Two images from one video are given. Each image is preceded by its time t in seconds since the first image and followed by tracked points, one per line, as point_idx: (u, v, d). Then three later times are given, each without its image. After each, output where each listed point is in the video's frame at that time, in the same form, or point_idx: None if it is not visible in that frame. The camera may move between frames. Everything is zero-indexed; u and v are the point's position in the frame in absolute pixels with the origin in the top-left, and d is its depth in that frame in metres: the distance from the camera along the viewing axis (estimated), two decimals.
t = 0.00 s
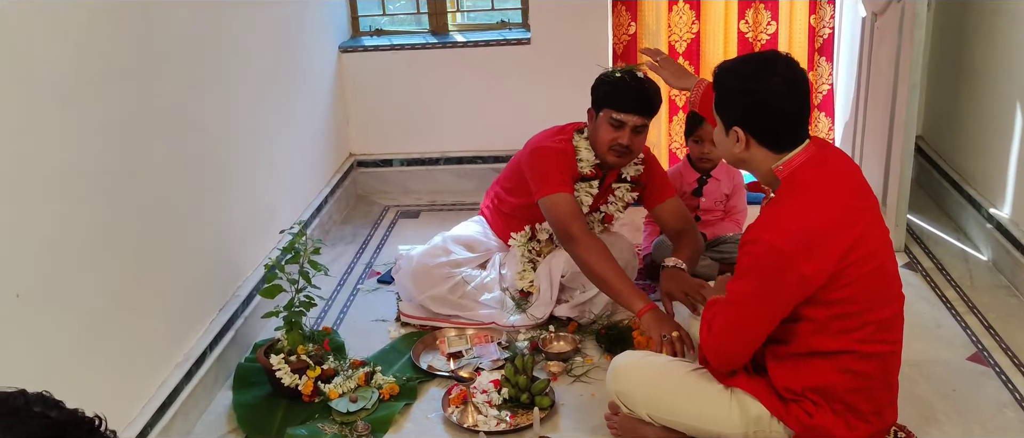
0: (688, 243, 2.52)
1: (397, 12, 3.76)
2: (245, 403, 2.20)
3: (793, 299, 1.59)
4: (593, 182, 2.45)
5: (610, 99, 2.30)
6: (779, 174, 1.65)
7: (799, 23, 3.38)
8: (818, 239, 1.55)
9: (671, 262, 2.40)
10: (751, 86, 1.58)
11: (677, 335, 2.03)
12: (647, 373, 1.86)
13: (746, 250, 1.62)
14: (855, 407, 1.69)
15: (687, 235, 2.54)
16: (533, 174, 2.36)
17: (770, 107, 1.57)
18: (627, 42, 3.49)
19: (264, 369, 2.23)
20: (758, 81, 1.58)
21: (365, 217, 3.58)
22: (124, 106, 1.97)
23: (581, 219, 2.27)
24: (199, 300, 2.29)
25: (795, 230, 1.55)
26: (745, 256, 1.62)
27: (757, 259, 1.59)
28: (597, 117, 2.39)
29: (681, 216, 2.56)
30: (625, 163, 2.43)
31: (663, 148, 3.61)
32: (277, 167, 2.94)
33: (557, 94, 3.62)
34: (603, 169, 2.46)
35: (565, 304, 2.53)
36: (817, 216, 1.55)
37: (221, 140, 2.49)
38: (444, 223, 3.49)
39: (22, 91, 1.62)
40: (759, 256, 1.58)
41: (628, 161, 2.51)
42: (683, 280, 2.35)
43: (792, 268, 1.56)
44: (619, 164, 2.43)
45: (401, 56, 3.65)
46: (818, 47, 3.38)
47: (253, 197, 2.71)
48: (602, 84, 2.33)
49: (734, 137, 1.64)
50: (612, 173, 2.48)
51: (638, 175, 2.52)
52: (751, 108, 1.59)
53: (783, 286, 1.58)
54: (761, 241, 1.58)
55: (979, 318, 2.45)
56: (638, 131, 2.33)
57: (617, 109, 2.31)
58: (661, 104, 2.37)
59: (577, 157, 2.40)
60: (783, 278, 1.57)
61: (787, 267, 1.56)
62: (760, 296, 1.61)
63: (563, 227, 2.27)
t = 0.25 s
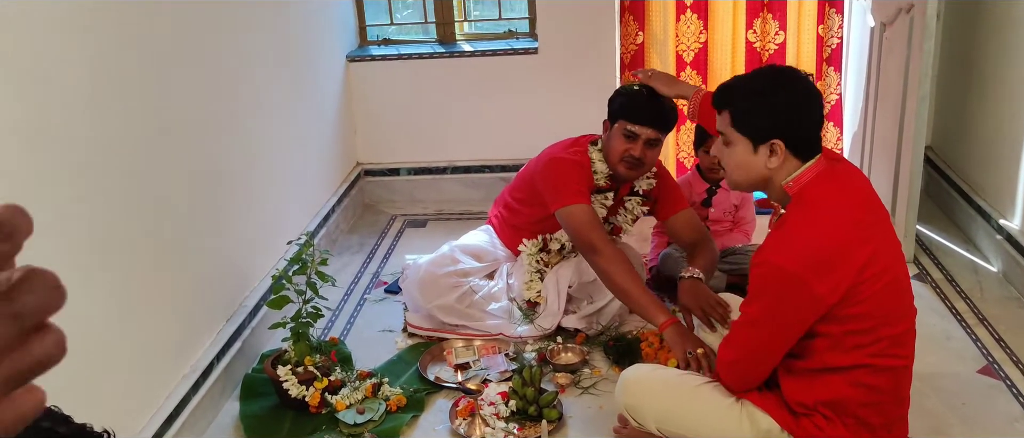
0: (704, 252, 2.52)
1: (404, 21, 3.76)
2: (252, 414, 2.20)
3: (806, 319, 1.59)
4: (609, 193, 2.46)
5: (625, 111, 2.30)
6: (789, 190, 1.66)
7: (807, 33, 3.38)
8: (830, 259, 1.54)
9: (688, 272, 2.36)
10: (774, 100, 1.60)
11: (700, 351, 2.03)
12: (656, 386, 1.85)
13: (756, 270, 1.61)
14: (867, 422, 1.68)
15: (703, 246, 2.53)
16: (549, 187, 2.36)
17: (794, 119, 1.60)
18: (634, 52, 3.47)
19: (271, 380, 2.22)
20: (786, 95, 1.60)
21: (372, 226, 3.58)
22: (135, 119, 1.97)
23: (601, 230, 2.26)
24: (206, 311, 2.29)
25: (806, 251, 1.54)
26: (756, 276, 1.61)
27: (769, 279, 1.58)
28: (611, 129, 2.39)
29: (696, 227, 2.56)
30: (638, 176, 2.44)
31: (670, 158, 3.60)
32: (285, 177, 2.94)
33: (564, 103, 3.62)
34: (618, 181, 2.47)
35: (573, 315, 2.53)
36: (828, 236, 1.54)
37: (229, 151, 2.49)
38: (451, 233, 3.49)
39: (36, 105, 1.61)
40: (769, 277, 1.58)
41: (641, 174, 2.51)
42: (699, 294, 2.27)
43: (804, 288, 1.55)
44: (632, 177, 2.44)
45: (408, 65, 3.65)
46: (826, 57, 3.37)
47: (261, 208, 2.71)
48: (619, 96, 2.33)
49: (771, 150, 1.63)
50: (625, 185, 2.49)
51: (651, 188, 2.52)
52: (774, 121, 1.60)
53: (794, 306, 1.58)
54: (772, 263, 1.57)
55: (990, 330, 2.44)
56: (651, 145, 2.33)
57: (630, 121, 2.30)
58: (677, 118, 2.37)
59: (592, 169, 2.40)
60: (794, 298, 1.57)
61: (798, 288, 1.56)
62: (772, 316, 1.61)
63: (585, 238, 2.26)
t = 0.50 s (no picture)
0: (713, 256, 2.49)
1: (409, 27, 3.76)
2: (256, 419, 2.19)
3: (811, 326, 1.58)
4: (617, 198, 2.47)
5: (631, 116, 2.30)
6: (790, 197, 1.67)
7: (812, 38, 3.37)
8: (833, 264, 1.54)
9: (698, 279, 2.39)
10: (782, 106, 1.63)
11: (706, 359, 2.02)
12: (660, 393, 1.85)
13: (760, 277, 1.61)
14: (874, 428, 1.67)
15: (712, 249, 2.51)
16: (557, 193, 2.36)
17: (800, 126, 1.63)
18: (639, 58, 3.44)
19: (276, 385, 2.22)
20: (793, 99, 1.64)
21: (376, 231, 3.58)
22: (144, 123, 1.98)
23: (611, 234, 2.26)
24: (211, 315, 2.29)
25: (809, 256, 1.54)
26: (760, 283, 1.61)
27: (773, 286, 1.58)
28: (617, 133, 2.39)
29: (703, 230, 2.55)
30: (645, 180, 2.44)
31: (675, 164, 3.60)
32: (290, 181, 2.94)
33: (569, 108, 3.62)
34: (625, 185, 2.47)
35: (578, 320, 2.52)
36: (830, 241, 1.54)
37: (235, 156, 2.49)
38: (455, 238, 3.49)
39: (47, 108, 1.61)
40: (773, 284, 1.58)
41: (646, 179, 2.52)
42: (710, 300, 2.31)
43: (808, 294, 1.55)
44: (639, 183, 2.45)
45: (413, 70, 3.65)
46: (831, 62, 3.37)
47: (265, 213, 2.71)
48: (625, 101, 2.34)
49: (795, 154, 1.65)
50: (632, 190, 2.50)
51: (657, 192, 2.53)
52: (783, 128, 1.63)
53: (800, 313, 1.57)
54: (775, 269, 1.57)
55: (997, 336, 2.43)
56: (658, 149, 2.33)
57: (637, 125, 2.30)
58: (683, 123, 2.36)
59: (599, 174, 2.40)
60: (799, 304, 1.57)
61: (803, 294, 1.55)
62: (777, 324, 1.60)
63: (595, 243, 2.26)
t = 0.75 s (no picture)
0: (712, 260, 2.49)
1: (408, 28, 3.76)
2: (255, 421, 2.19)
3: (810, 326, 1.58)
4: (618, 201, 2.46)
5: (633, 119, 2.30)
6: (790, 198, 1.67)
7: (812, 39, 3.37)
8: (832, 264, 1.53)
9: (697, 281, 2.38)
10: (784, 107, 1.64)
11: (703, 368, 2.01)
12: (659, 395, 1.84)
13: (759, 278, 1.61)
14: (874, 430, 1.67)
15: (712, 252, 2.51)
16: (558, 196, 2.36)
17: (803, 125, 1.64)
18: (639, 59, 3.45)
19: (274, 386, 2.21)
20: (793, 101, 1.65)
21: (375, 233, 3.58)
22: (143, 124, 1.98)
23: (612, 237, 2.26)
24: (210, 317, 2.28)
25: (807, 256, 1.54)
26: (758, 284, 1.61)
27: (771, 287, 1.58)
28: (619, 136, 2.39)
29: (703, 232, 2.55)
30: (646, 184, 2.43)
31: (675, 165, 3.60)
32: (289, 182, 2.94)
33: (569, 110, 3.61)
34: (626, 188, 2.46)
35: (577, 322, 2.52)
36: (829, 241, 1.54)
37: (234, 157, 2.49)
38: (455, 239, 3.48)
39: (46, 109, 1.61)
40: (772, 284, 1.57)
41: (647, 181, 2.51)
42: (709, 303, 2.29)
43: (807, 295, 1.55)
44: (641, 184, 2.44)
45: (413, 72, 3.65)
46: (831, 64, 3.37)
47: (264, 215, 2.71)
48: (627, 104, 2.34)
49: (798, 154, 1.65)
50: (633, 191, 2.49)
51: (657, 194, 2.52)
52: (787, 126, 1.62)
53: (799, 314, 1.57)
54: (773, 270, 1.57)
55: (998, 338, 2.42)
56: (660, 153, 2.32)
57: (638, 128, 2.29)
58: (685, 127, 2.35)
59: (600, 177, 2.39)
60: (797, 305, 1.56)
61: (801, 294, 1.55)
62: (776, 324, 1.60)
63: (597, 247, 2.26)
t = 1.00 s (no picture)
0: (710, 260, 2.48)
1: (406, 28, 3.76)
2: (251, 422, 2.18)
3: (808, 326, 1.57)
4: (616, 199, 2.46)
5: (631, 116, 2.31)
6: (788, 197, 1.66)
7: (810, 39, 3.37)
8: (830, 264, 1.53)
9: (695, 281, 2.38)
10: (783, 105, 1.64)
11: (704, 368, 2.01)
12: (657, 395, 1.84)
13: (757, 279, 1.61)
14: (871, 430, 1.66)
15: (709, 252, 2.50)
16: (557, 195, 2.35)
17: (802, 124, 1.64)
18: (637, 58, 3.47)
19: (271, 387, 2.21)
20: (793, 101, 1.65)
21: (373, 233, 3.58)
22: (140, 123, 1.98)
23: (611, 237, 2.26)
24: (206, 317, 2.28)
25: (805, 257, 1.53)
26: (756, 284, 1.61)
27: (769, 287, 1.57)
28: (617, 133, 2.40)
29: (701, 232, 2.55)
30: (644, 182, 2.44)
31: (673, 164, 3.60)
32: (286, 182, 2.94)
33: (566, 110, 3.61)
34: (624, 186, 2.47)
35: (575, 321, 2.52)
36: (826, 241, 1.53)
37: (231, 157, 2.48)
38: (453, 240, 3.48)
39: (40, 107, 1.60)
40: (770, 284, 1.57)
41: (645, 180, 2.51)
42: (707, 305, 2.29)
43: (805, 295, 1.54)
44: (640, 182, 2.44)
45: (411, 72, 3.64)
46: (829, 64, 3.37)
47: (262, 214, 2.71)
48: (625, 102, 2.35)
49: (798, 153, 1.66)
50: (631, 189, 2.49)
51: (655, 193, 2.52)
52: (786, 125, 1.63)
53: (797, 314, 1.56)
54: (771, 270, 1.56)
55: (996, 339, 2.42)
56: (658, 150, 2.33)
57: (637, 125, 2.30)
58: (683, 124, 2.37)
59: (599, 175, 2.39)
60: (796, 305, 1.56)
61: (799, 295, 1.55)
62: (774, 324, 1.59)
63: (596, 248, 2.26)
